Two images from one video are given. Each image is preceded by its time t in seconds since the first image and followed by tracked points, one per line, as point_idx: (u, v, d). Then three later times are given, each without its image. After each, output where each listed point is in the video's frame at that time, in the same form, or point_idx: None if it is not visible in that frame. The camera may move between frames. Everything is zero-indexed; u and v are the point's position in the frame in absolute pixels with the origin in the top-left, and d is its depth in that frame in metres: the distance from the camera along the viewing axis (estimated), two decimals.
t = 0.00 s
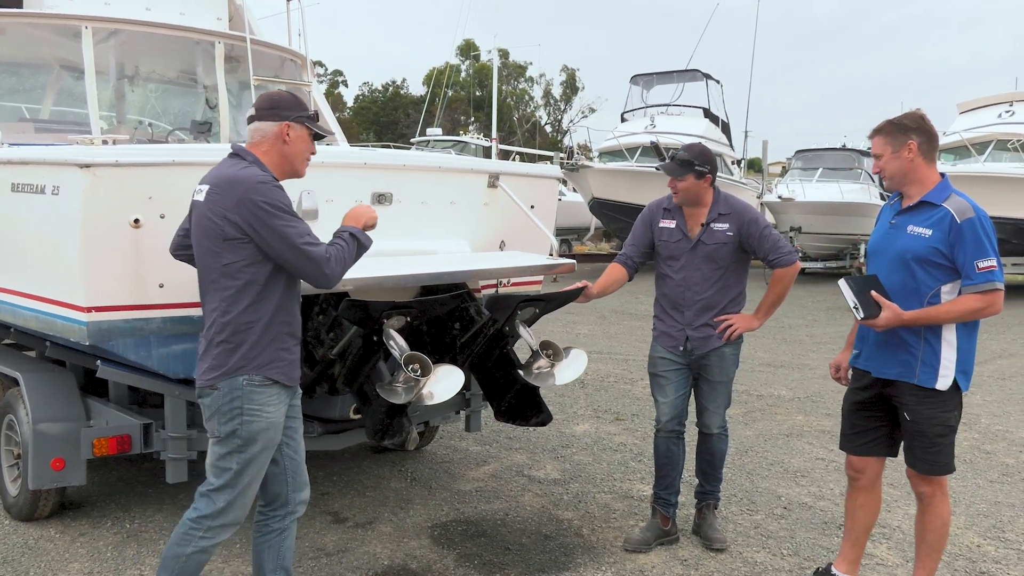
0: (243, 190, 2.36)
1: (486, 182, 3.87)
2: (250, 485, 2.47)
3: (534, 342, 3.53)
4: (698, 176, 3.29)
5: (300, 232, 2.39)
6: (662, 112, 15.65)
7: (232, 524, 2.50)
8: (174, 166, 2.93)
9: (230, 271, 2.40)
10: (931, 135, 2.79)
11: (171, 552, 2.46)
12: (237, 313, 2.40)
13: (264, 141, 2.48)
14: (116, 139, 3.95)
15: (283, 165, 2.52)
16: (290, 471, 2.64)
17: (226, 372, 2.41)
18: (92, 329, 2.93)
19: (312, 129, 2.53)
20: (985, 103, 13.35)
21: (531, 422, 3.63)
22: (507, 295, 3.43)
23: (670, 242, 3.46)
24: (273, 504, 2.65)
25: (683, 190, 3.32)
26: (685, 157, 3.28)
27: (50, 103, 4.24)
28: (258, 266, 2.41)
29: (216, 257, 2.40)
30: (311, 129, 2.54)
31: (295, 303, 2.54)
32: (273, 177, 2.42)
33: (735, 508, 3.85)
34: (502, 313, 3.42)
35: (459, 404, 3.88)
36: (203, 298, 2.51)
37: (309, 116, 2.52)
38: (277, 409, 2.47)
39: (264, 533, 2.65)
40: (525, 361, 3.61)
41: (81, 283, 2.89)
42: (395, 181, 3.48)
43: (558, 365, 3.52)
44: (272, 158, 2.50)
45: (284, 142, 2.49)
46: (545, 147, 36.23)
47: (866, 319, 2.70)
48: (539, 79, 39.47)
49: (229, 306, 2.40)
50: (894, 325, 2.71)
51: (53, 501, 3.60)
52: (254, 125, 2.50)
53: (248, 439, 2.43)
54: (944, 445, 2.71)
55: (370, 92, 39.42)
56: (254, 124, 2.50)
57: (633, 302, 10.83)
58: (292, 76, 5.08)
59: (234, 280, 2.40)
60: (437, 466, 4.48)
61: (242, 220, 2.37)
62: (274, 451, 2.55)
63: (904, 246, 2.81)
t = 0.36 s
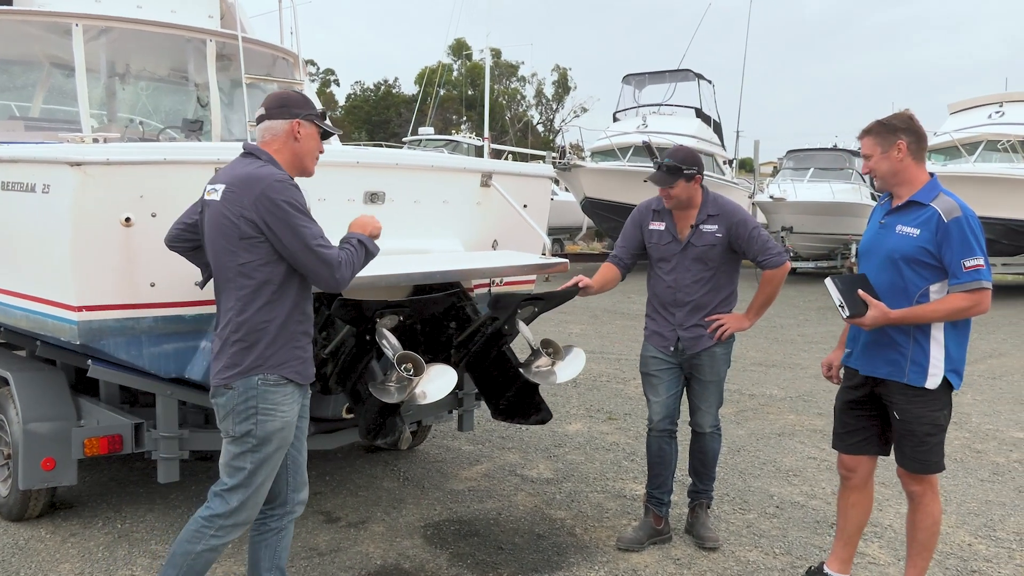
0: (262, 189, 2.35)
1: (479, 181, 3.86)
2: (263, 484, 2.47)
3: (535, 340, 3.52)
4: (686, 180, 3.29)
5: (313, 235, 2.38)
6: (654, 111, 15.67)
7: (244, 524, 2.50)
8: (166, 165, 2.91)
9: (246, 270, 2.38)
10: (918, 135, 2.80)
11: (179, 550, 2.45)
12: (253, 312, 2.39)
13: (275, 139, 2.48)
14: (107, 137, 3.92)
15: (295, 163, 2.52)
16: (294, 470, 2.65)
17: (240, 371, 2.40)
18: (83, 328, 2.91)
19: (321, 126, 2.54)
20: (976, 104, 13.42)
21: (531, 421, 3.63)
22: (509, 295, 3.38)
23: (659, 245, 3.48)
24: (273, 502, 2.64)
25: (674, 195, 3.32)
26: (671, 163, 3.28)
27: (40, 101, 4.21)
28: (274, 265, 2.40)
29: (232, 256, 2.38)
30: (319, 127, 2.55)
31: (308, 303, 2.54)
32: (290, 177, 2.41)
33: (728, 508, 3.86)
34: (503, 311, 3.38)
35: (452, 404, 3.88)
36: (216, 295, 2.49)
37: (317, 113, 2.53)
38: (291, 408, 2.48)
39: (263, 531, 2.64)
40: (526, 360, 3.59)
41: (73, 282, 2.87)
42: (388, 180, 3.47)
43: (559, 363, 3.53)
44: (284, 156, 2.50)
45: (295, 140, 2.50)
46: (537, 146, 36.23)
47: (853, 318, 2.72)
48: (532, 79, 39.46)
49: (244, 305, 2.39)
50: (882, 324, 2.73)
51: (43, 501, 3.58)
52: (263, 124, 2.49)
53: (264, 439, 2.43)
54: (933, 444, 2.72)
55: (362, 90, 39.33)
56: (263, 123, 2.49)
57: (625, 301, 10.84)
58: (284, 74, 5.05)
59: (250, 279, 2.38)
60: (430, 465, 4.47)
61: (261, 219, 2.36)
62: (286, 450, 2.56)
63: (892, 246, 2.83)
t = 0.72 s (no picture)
0: (284, 197, 2.36)
1: (476, 180, 3.86)
2: (262, 483, 2.47)
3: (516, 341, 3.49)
4: (687, 177, 3.29)
5: (321, 256, 2.40)
6: (650, 110, 15.69)
7: (243, 524, 2.49)
8: (162, 163, 2.90)
9: (254, 271, 2.38)
10: (913, 132, 2.81)
11: (177, 550, 2.45)
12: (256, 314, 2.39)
13: (303, 150, 2.49)
14: (103, 136, 3.91)
15: (315, 178, 2.53)
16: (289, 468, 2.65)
17: (239, 371, 2.40)
18: (79, 327, 2.91)
19: (350, 151, 2.56)
20: (971, 103, 13.46)
21: (512, 422, 3.63)
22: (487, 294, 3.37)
23: (657, 243, 3.48)
24: (267, 500, 2.64)
25: (673, 191, 3.32)
26: (671, 160, 3.27)
27: (36, 100, 4.20)
28: (282, 271, 2.41)
29: (241, 256, 2.37)
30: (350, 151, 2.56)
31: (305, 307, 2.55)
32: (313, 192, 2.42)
33: (725, 506, 3.87)
34: (483, 312, 3.37)
35: (448, 403, 3.87)
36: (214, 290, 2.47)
37: (351, 138, 2.54)
38: (288, 407, 2.48)
39: (258, 530, 2.63)
40: (507, 361, 3.57)
41: (68, 281, 2.87)
42: (385, 179, 3.47)
43: (540, 364, 3.46)
44: (305, 168, 2.51)
45: (323, 158, 2.51)
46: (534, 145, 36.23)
47: (850, 318, 2.73)
48: (528, 77, 39.44)
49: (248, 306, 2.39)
50: (878, 323, 2.74)
51: (39, 501, 3.57)
52: (297, 132, 2.51)
53: (262, 438, 2.43)
54: (929, 442, 2.73)
55: (358, 89, 39.28)
56: (297, 132, 2.50)
57: (621, 300, 10.85)
58: (279, 73, 5.04)
59: (257, 281, 2.38)
60: (426, 464, 4.47)
61: (278, 225, 2.36)
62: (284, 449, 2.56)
63: (888, 245, 2.83)
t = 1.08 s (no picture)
0: (309, 222, 2.35)
1: (475, 176, 3.85)
2: (252, 481, 2.48)
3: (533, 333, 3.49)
4: (698, 169, 3.29)
5: (326, 286, 2.39)
6: (648, 106, 15.67)
7: (232, 523, 2.49)
8: (160, 159, 2.90)
9: (256, 277, 2.38)
10: (910, 128, 2.81)
11: (167, 551, 2.44)
12: (248, 317, 2.40)
13: (345, 190, 2.51)
14: (100, 131, 3.90)
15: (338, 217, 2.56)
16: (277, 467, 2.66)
17: (222, 368, 2.40)
18: (76, 324, 2.89)
19: (387, 209, 2.58)
20: (969, 99, 13.46)
21: (528, 415, 3.62)
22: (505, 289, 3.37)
23: (661, 237, 3.47)
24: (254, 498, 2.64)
25: (684, 182, 3.31)
26: (683, 152, 3.26)
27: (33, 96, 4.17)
28: (286, 284, 2.41)
29: (248, 259, 2.37)
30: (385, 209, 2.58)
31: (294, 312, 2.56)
32: (337, 221, 2.41)
33: (723, 502, 3.87)
34: (500, 306, 3.37)
35: (447, 399, 3.87)
36: (210, 278, 2.47)
37: (394, 199, 2.57)
38: (274, 405, 2.49)
39: (246, 528, 2.63)
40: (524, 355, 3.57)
41: (65, 277, 2.86)
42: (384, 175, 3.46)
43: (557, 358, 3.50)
44: (337, 203, 2.53)
45: (355, 205, 2.53)
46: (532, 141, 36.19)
47: (846, 313, 2.75)
48: (526, 73, 39.39)
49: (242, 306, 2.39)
50: (875, 319, 2.73)
51: (37, 497, 3.57)
52: (346, 171, 2.53)
53: (250, 436, 2.44)
54: (926, 438, 2.73)
55: (355, 85, 39.23)
56: (346, 171, 2.52)
57: (620, 296, 10.84)
58: (277, 69, 5.03)
59: (258, 287, 2.38)
60: (425, 460, 4.47)
61: (294, 244, 2.35)
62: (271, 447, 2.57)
63: (886, 241, 2.83)
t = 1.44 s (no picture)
0: (305, 221, 2.33)
1: (469, 168, 3.84)
2: (249, 476, 2.46)
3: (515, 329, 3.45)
4: (693, 167, 3.29)
5: (320, 284, 2.37)
6: (643, 98, 15.65)
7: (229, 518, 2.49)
8: (153, 152, 2.88)
9: (249, 273, 2.36)
10: (903, 118, 2.80)
11: (164, 546, 2.43)
12: (241, 313, 2.38)
13: (345, 189, 2.50)
14: (92, 124, 3.87)
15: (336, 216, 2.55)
16: (272, 461, 2.64)
17: (215, 362, 2.39)
18: (69, 318, 2.87)
19: (385, 208, 2.58)
20: (963, 90, 13.47)
21: (511, 410, 3.62)
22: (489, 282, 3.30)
23: (658, 232, 3.46)
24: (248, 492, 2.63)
25: (679, 180, 3.30)
26: (678, 150, 3.26)
27: (25, 89, 4.14)
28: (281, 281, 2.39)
29: (242, 255, 2.35)
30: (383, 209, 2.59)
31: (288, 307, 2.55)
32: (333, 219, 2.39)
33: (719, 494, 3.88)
34: (483, 300, 3.31)
35: (442, 392, 3.87)
36: (204, 271, 2.46)
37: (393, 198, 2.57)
38: (269, 399, 2.47)
39: (241, 522, 2.62)
40: (506, 347, 3.56)
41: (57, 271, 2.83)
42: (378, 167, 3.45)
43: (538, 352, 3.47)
44: (336, 202, 2.52)
45: (354, 204, 2.52)
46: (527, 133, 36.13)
47: (839, 303, 2.72)
48: (521, 65, 39.28)
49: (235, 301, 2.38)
50: (867, 308, 2.73)
51: (31, 492, 3.55)
52: (346, 169, 2.52)
53: (245, 431, 2.43)
54: (919, 428, 2.73)
55: (349, 77, 39.07)
56: (346, 168, 2.51)
57: (615, 289, 10.84)
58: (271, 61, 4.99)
59: (252, 283, 2.37)
60: (420, 453, 4.47)
61: (289, 243, 2.33)
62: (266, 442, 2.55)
63: (878, 232, 2.83)
